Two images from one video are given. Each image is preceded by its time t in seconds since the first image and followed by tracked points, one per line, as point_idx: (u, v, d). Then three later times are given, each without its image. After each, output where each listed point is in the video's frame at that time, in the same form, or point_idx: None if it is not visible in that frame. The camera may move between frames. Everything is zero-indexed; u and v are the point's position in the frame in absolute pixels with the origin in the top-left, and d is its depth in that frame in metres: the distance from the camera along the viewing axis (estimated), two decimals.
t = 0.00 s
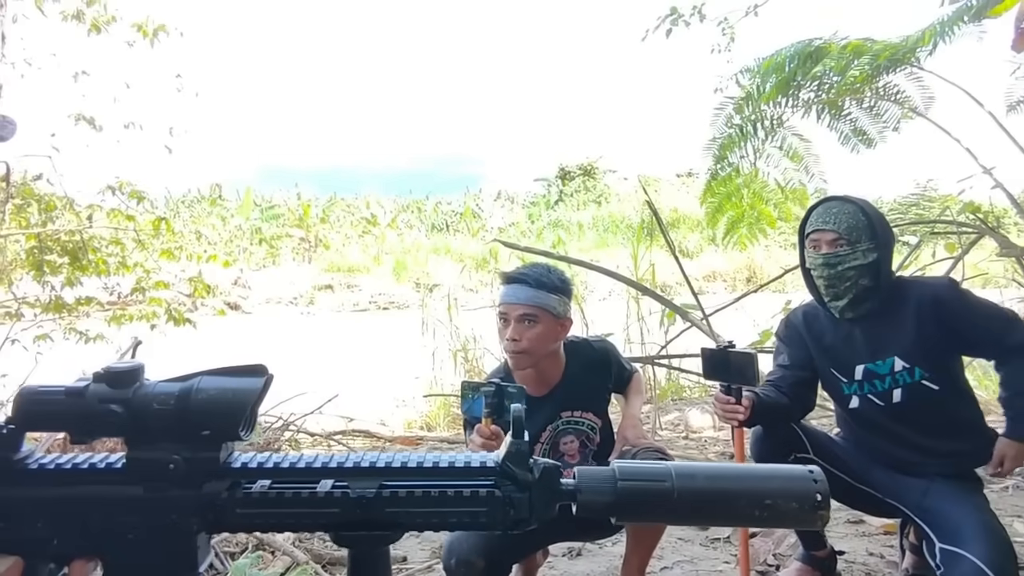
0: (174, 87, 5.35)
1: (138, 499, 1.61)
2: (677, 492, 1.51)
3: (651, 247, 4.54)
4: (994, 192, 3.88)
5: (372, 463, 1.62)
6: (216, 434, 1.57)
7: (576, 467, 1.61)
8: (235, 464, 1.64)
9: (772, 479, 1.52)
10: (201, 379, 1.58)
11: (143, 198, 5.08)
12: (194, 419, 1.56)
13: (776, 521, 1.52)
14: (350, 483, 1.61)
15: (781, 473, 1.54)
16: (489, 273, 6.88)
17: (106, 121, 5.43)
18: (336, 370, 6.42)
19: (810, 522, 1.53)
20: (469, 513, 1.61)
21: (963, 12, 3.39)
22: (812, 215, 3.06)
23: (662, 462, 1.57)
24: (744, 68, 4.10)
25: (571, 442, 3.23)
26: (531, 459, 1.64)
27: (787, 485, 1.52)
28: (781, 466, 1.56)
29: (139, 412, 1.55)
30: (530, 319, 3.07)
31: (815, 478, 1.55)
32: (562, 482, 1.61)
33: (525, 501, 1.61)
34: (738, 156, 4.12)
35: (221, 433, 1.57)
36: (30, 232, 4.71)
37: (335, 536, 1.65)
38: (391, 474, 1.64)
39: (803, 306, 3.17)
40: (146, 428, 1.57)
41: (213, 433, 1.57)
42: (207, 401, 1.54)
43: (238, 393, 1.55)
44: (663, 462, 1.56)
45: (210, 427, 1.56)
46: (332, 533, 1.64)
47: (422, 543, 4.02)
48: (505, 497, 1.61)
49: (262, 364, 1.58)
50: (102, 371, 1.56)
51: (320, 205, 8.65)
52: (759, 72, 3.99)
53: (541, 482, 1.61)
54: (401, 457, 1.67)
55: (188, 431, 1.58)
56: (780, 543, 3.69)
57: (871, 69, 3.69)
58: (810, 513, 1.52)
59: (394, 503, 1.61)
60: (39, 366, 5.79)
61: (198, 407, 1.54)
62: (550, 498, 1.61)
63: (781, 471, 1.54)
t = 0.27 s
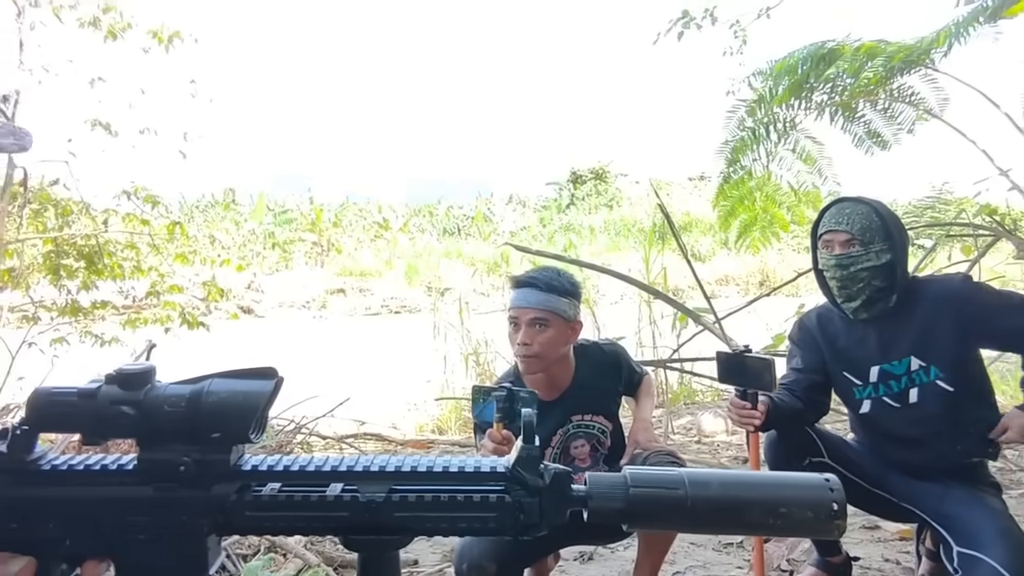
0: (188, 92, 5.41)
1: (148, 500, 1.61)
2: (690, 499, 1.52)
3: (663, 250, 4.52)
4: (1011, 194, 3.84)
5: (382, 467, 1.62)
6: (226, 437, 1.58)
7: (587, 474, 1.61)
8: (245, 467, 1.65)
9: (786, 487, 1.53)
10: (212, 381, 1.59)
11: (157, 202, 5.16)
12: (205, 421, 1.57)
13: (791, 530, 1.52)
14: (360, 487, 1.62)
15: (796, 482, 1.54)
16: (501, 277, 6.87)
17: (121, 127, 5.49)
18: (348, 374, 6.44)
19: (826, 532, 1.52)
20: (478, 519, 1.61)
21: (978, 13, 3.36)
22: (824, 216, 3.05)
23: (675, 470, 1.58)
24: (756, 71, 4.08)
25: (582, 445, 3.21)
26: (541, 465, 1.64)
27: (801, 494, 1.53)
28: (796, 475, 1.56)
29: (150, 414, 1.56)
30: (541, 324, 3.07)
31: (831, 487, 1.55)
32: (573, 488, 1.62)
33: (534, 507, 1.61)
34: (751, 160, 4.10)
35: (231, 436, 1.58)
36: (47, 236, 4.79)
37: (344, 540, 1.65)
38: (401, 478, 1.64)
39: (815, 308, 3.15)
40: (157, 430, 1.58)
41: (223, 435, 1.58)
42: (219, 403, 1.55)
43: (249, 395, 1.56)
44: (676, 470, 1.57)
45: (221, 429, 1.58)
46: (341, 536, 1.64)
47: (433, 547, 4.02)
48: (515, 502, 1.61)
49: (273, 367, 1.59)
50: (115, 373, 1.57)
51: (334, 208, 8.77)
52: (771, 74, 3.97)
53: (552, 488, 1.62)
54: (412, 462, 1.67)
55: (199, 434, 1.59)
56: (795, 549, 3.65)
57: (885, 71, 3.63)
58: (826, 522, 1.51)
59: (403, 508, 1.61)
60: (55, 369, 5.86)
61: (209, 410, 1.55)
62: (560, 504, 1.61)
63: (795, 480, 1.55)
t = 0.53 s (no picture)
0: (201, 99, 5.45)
1: (158, 501, 1.63)
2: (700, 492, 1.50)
3: (673, 253, 4.52)
4: None
5: (388, 465, 1.63)
6: (231, 438, 1.59)
7: (596, 467, 1.60)
8: (253, 467, 1.66)
9: (797, 477, 1.50)
10: (216, 383, 1.60)
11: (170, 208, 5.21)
12: (209, 423, 1.58)
13: (804, 520, 1.51)
14: (367, 485, 1.62)
15: (810, 470, 1.52)
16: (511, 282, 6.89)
17: (135, 133, 5.55)
18: (359, 378, 6.47)
19: (840, 521, 1.52)
20: (486, 515, 1.61)
21: (990, 15, 3.33)
22: (838, 218, 3.06)
23: (685, 461, 1.56)
24: (767, 74, 4.07)
25: (591, 450, 3.20)
26: (548, 459, 1.65)
27: (813, 483, 1.50)
28: (809, 462, 1.54)
29: (154, 417, 1.58)
30: (552, 330, 3.07)
31: (845, 475, 1.53)
32: (583, 482, 1.63)
33: (543, 502, 1.62)
34: (762, 164, 4.09)
35: (236, 437, 1.59)
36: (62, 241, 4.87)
37: (355, 538, 1.66)
38: (408, 475, 1.64)
39: (827, 312, 3.14)
40: (162, 433, 1.60)
41: (228, 436, 1.59)
42: (222, 404, 1.56)
43: (252, 396, 1.57)
44: (685, 460, 1.55)
45: (225, 431, 1.59)
46: (351, 534, 1.65)
47: (443, 550, 4.03)
48: (523, 496, 1.61)
49: (276, 368, 1.60)
50: (119, 378, 1.58)
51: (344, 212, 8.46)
52: (782, 78, 3.97)
53: (560, 482, 1.62)
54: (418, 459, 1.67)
55: (204, 436, 1.60)
56: (806, 555, 3.64)
57: (897, 74, 3.63)
58: (840, 512, 1.50)
59: (411, 505, 1.61)
60: (69, 372, 5.93)
61: (212, 411, 1.57)
62: (569, 499, 1.62)
63: (808, 468, 1.52)
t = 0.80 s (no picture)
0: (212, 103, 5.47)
1: (166, 511, 1.64)
2: (717, 506, 1.51)
3: (683, 256, 4.51)
4: None
5: (398, 477, 1.64)
6: (239, 449, 1.60)
7: (608, 481, 1.62)
8: (261, 478, 1.67)
9: (817, 493, 1.50)
10: (225, 394, 1.61)
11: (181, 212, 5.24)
12: (218, 434, 1.59)
13: (825, 536, 1.50)
14: (376, 498, 1.63)
15: (830, 487, 1.52)
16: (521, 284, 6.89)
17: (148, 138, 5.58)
18: (369, 381, 6.49)
19: (862, 538, 1.51)
20: (495, 529, 1.61)
21: (1003, 18, 3.30)
22: (850, 225, 3.05)
23: (700, 475, 1.57)
24: (777, 77, 4.05)
25: (601, 454, 3.21)
26: (559, 473, 1.65)
27: (833, 499, 1.50)
28: (830, 479, 1.54)
29: (162, 428, 1.57)
30: (563, 338, 3.07)
31: (867, 492, 1.53)
32: (594, 496, 1.63)
33: (553, 516, 1.62)
34: (772, 166, 4.07)
35: (244, 448, 1.60)
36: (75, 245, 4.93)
37: (364, 552, 1.67)
38: (416, 487, 1.65)
39: (838, 319, 3.13)
40: (171, 443, 1.60)
41: (236, 447, 1.60)
42: (231, 415, 1.57)
43: (261, 407, 1.58)
44: (701, 475, 1.55)
45: (234, 441, 1.60)
46: (358, 547, 1.66)
47: (453, 555, 4.03)
48: (531, 511, 1.62)
49: (283, 378, 1.59)
50: (128, 388, 1.59)
51: (354, 215, 8.44)
52: (792, 81, 3.95)
53: (570, 496, 1.62)
54: (428, 471, 1.68)
55: (212, 446, 1.61)
56: (818, 562, 3.62)
57: (909, 77, 3.61)
58: (862, 529, 1.50)
59: (419, 518, 1.62)
60: (82, 375, 5.98)
61: (221, 422, 1.57)
62: (579, 513, 1.62)
63: (828, 484, 1.52)
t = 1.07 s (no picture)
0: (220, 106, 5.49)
1: (184, 509, 1.64)
2: (724, 505, 1.50)
3: (691, 257, 4.50)
4: None
5: (411, 474, 1.63)
6: (256, 447, 1.60)
7: (617, 479, 1.61)
8: (277, 475, 1.67)
9: (823, 493, 1.49)
10: (243, 392, 1.61)
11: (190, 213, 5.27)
12: (236, 432, 1.59)
13: (831, 536, 1.48)
14: (390, 495, 1.62)
15: (836, 487, 1.50)
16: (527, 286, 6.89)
17: (158, 140, 5.61)
18: (377, 382, 6.51)
19: (867, 538, 1.50)
20: (508, 526, 1.61)
21: (1014, 16, 3.28)
22: (861, 223, 3.01)
23: (708, 475, 1.55)
24: (786, 77, 4.04)
25: (609, 454, 3.20)
26: (570, 472, 1.65)
27: (839, 500, 1.49)
28: (836, 478, 1.53)
29: (183, 425, 1.58)
30: (571, 338, 3.06)
31: (872, 492, 1.52)
32: (605, 495, 1.62)
33: (565, 514, 1.61)
34: (781, 166, 4.06)
35: (262, 446, 1.59)
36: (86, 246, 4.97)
37: (377, 549, 1.68)
38: (430, 485, 1.65)
39: (849, 318, 3.10)
40: (190, 440, 1.60)
41: (254, 445, 1.60)
42: (249, 413, 1.57)
43: (279, 405, 1.57)
44: (708, 475, 1.54)
45: (251, 439, 1.59)
46: (371, 544, 1.66)
47: (461, 555, 4.02)
48: (544, 509, 1.61)
49: (301, 376, 1.59)
50: (149, 385, 1.59)
51: (362, 216, 8.46)
52: (801, 81, 3.94)
53: (581, 494, 1.62)
54: (441, 469, 1.67)
55: (230, 443, 1.61)
56: (828, 563, 3.60)
57: (919, 76, 3.58)
58: (867, 529, 1.49)
59: (433, 516, 1.61)
60: (91, 375, 6.01)
61: (240, 420, 1.57)
62: (591, 511, 1.62)
63: (835, 485, 1.51)
